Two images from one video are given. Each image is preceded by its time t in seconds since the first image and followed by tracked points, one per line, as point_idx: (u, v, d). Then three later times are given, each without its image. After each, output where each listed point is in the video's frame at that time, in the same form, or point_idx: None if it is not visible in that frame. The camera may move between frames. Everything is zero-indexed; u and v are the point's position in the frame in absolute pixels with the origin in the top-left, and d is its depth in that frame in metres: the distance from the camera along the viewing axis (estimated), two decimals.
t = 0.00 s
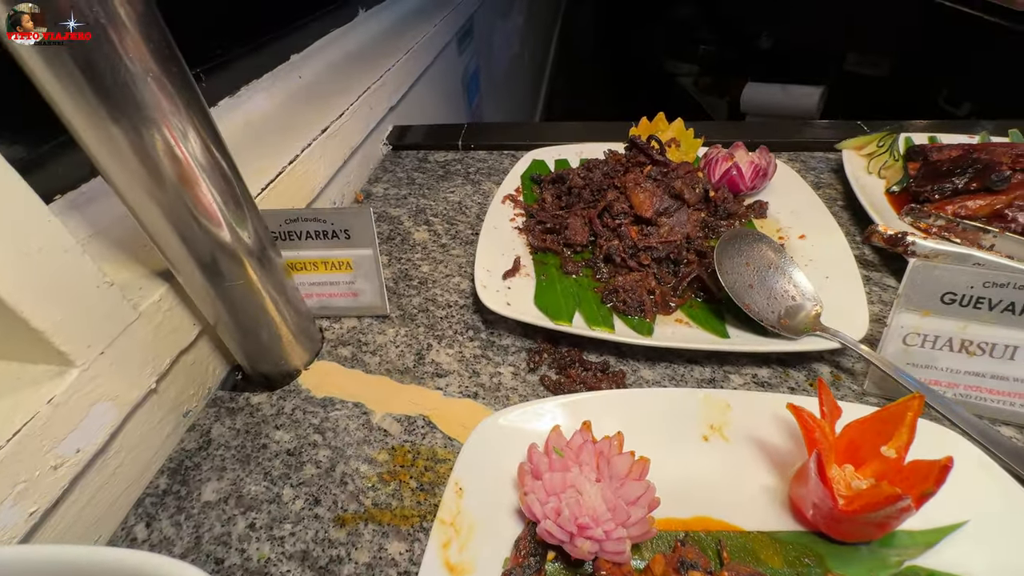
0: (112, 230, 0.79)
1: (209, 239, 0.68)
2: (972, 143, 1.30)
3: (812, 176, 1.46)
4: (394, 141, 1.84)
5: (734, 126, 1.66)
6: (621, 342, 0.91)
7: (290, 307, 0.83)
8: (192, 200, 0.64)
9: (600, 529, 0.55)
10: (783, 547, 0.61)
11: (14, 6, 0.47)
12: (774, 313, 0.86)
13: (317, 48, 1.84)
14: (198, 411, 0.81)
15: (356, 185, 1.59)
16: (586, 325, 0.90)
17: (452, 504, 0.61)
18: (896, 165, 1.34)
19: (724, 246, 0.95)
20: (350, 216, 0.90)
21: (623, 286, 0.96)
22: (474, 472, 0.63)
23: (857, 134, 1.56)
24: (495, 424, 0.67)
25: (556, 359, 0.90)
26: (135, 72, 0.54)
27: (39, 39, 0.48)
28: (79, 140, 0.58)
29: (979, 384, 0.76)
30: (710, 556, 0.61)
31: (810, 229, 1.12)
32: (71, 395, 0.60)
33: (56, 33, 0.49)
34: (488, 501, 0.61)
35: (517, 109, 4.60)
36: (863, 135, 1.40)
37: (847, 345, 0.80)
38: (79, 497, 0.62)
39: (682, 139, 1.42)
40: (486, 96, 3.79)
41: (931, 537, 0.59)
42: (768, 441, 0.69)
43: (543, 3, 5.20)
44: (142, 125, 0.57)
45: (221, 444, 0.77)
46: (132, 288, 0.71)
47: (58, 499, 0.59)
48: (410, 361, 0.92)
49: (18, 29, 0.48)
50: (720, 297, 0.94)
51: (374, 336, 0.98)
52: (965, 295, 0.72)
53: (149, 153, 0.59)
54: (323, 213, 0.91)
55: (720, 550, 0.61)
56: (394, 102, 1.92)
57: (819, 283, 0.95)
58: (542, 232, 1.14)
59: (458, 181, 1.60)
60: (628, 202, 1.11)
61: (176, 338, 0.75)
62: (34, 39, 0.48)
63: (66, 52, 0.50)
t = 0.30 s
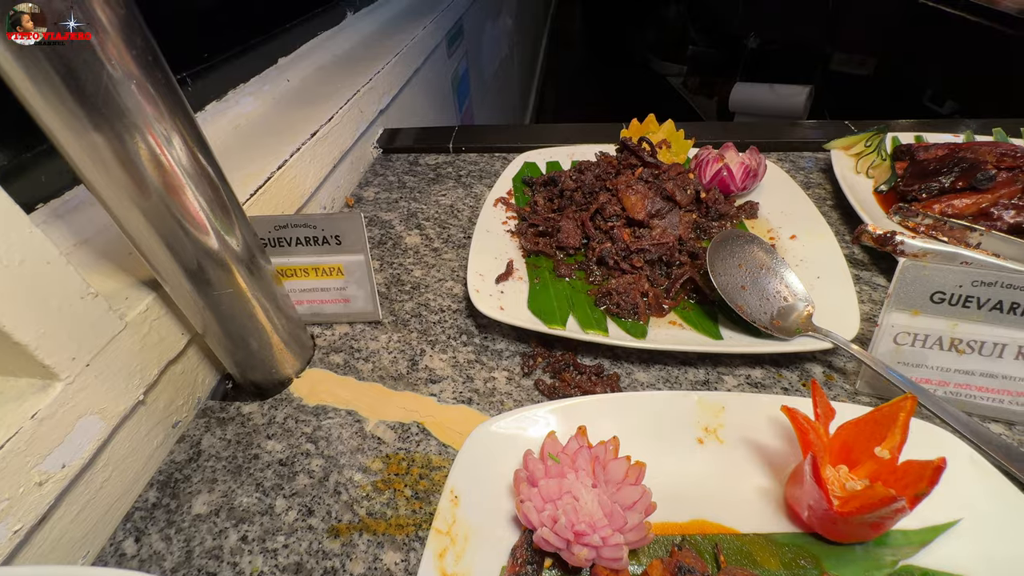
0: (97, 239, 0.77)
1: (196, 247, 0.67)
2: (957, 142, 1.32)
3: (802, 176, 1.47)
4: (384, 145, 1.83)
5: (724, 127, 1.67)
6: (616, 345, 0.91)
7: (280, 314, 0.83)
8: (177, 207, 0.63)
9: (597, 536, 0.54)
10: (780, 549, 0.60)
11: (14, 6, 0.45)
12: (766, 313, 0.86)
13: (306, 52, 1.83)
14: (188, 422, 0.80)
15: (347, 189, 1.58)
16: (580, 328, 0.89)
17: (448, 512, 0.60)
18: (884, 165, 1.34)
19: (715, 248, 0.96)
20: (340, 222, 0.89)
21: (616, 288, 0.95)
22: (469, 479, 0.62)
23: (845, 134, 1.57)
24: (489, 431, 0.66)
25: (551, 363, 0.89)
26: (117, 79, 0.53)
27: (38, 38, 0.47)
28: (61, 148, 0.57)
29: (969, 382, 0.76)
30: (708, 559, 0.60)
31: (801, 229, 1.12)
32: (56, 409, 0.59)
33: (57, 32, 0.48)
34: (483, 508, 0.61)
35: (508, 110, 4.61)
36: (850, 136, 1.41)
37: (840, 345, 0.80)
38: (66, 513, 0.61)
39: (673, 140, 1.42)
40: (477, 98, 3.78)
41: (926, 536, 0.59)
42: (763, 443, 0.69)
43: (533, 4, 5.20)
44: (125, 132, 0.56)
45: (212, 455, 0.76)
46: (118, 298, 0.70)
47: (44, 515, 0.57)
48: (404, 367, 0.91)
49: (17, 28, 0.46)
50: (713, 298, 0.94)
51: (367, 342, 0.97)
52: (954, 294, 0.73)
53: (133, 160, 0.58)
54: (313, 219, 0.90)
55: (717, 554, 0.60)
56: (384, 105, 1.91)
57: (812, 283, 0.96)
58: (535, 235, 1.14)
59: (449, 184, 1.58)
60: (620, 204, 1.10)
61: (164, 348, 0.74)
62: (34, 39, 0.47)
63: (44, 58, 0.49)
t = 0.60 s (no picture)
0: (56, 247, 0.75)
1: (156, 255, 0.66)
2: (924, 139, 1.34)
3: (775, 174, 1.48)
4: (361, 147, 1.82)
5: (700, 126, 1.68)
6: (589, 345, 0.90)
7: (248, 321, 0.82)
8: (133, 214, 0.62)
9: (563, 539, 0.54)
10: (747, 546, 0.61)
11: (15, 7, 0.46)
12: (736, 311, 0.87)
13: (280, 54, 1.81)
14: (154, 433, 0.79)
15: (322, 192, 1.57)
16: (552, 330, 0.89)
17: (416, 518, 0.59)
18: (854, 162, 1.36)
19: (685, 247, 0.96)
20: (309, 226, 0.89)
21: (589, 288, 0.95)
22: (437, 485, 0.61)
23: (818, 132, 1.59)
24: (456, 437, 0.65)
25: (524, 364, 0.89)
26: (62, 82, 0.52)
27: (36, 38, 0.49)
28: (7, 157, 0.55)
29: (933, 375, 0.77)
30: (677, 558, 0.60)
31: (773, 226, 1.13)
32: (9, 422, 0.57)
33: (52, 32, 0.50)
34: (451, 514, 0.60)
35: (492, 111, 4.59)
36: (821, 134, 1.42)
37: (808, 341, 0.81)
38: (22, 529, 0.59)
39: (647, 139, 1.43)
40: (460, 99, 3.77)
41: (888, 528, 0.59)
42: (733, 441, 0.69)
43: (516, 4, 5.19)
44: (75, 139, 0.55)
45: (177, 466, 0.74)
46: (76, 307, 0.69)
47: None
48: (376, 372, 0.90)
49: (17, 29, 0.48)
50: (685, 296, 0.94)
51: (339, 348, 0.96)
52: (917, 289, 0.74)
53: (84, 167, 0.57)
54: (281, 223, 0.89)
55: (685, 552, 0.61)
56: (361, 107, 1.89)
57: (781, 280, 0.97)
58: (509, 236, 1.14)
59: (426, 186, 1.56)
60: (593, 203, 1.08)
61: (126, 358, 0.72)
62: (33, 39, 0.49)
63: None
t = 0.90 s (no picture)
0: None
1: (76, 276, 0.64)
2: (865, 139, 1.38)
3: (726, 176, 1.50)
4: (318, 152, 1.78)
5: (655, 128, 1.70)
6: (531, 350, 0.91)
7: (183, 336, 0.80)
8: (47, 234, 0.61)
9: (483, 548, 0.55)
10: (671, 548, 0.62)
11: None
12: (675, 313, 0.87)
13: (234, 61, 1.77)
14: (83, 452, 0.77)
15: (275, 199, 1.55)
16: (492, 336, 0.88)
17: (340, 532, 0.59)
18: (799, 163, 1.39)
19: (624, 249, 0.97)
20: (246, 236, 0.88)
21: (532, 293, 0.95)
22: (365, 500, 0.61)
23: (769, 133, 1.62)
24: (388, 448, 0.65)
25: (466, 371, 0.89)
26: None
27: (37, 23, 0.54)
28: None
29: (860, 372, 0.79)
30: (601, 562, 0.61)
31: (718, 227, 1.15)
32: None
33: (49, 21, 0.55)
34: (376, 525, 0.60)
35: (465, 115, 4.59)
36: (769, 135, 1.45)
37: (741, 341, 0.82)
38: None
39: (599, 143, 1.42)
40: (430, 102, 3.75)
41: (806, 526, 0.61)
42: (664, 443, 0.70)
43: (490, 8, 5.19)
44: None
45: (104, 485, 0.73)
46: None
47: None
48: (317, 383, 0.89)
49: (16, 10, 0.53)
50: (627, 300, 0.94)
51: (281, 359, 0.95)
52: (841, 288, 0.76)
53: None
54: (218, 233, 0.88)
55: (610, 556, 0.61)
56: (319, 112, 1.86)
57: (722, 281, 0.98)
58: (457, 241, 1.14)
59: (381, 193, 1.52)
60: (538, 208, 1.08)
61: (50, 376, 0.70)
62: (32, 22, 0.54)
63: None
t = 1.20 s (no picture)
0: None
1: None
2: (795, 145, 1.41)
3: (666, 182, 1.52)
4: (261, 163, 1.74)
5: (600, 134, 1.70)
6: (451, 366, 0.90)
7: (87, 364, 0.79)
8: None
9: None
10: (566, 567, 0.62)
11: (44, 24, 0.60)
12: (590, 326, 0.87)
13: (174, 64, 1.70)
14: None
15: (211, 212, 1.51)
16: (408, 353, 0.87)
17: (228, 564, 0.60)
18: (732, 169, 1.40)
19: (536, 262, 0.96)
20: (154, 255, 0.85)
21: (453, 307, 0.94)
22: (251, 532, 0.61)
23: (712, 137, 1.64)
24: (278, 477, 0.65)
25: (385, 389, 0.88)
26: None
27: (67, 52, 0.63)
28: None
29: (769, 379, 0.81)
30: None
31: (648, 235, 1.15)
32: None
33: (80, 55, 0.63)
34: (263, 554, 0.60)
35: (434, 122, 4.57)
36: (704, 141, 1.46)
37: (654, 352, 0.83)
38: None
39: (537, 151, 1.42)
40: (395, 109, 3.73)
41: (697, 539, 0.61)
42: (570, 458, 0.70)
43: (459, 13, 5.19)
44: None
45: None
46: None
47: None
48: (231, 405, 0.87)
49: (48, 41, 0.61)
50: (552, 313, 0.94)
51: (197, 381, 0.92)
52: (745, 298, 0.77)
53: None
54: (123, 253, 0.86)
55: None
56: (263, 122, 1.82)
57: (645, 290, 0.99)
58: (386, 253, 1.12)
59: (320, 204, 1.49)
60: (464, 220, 1.07)
61: None
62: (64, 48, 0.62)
63: None
